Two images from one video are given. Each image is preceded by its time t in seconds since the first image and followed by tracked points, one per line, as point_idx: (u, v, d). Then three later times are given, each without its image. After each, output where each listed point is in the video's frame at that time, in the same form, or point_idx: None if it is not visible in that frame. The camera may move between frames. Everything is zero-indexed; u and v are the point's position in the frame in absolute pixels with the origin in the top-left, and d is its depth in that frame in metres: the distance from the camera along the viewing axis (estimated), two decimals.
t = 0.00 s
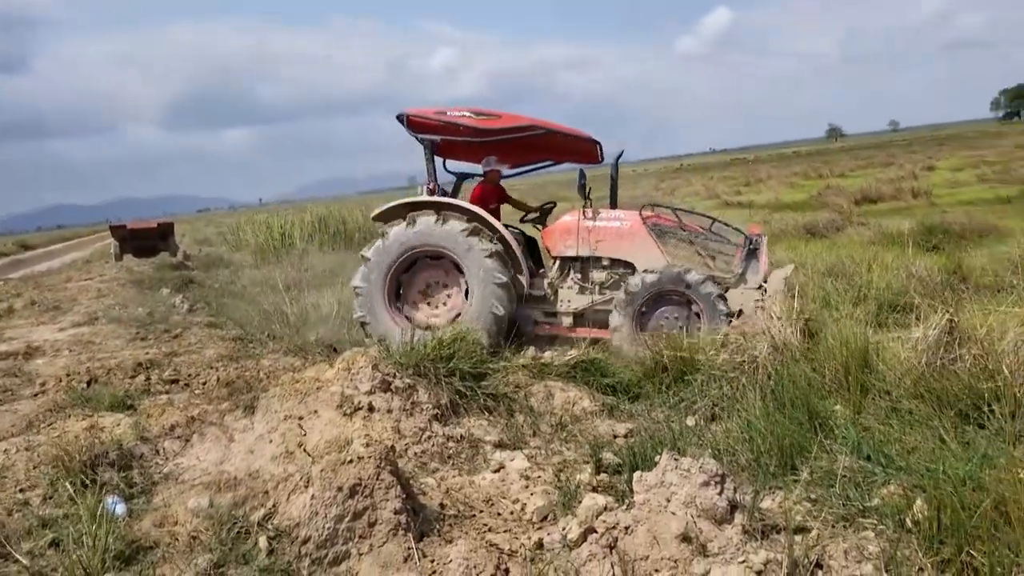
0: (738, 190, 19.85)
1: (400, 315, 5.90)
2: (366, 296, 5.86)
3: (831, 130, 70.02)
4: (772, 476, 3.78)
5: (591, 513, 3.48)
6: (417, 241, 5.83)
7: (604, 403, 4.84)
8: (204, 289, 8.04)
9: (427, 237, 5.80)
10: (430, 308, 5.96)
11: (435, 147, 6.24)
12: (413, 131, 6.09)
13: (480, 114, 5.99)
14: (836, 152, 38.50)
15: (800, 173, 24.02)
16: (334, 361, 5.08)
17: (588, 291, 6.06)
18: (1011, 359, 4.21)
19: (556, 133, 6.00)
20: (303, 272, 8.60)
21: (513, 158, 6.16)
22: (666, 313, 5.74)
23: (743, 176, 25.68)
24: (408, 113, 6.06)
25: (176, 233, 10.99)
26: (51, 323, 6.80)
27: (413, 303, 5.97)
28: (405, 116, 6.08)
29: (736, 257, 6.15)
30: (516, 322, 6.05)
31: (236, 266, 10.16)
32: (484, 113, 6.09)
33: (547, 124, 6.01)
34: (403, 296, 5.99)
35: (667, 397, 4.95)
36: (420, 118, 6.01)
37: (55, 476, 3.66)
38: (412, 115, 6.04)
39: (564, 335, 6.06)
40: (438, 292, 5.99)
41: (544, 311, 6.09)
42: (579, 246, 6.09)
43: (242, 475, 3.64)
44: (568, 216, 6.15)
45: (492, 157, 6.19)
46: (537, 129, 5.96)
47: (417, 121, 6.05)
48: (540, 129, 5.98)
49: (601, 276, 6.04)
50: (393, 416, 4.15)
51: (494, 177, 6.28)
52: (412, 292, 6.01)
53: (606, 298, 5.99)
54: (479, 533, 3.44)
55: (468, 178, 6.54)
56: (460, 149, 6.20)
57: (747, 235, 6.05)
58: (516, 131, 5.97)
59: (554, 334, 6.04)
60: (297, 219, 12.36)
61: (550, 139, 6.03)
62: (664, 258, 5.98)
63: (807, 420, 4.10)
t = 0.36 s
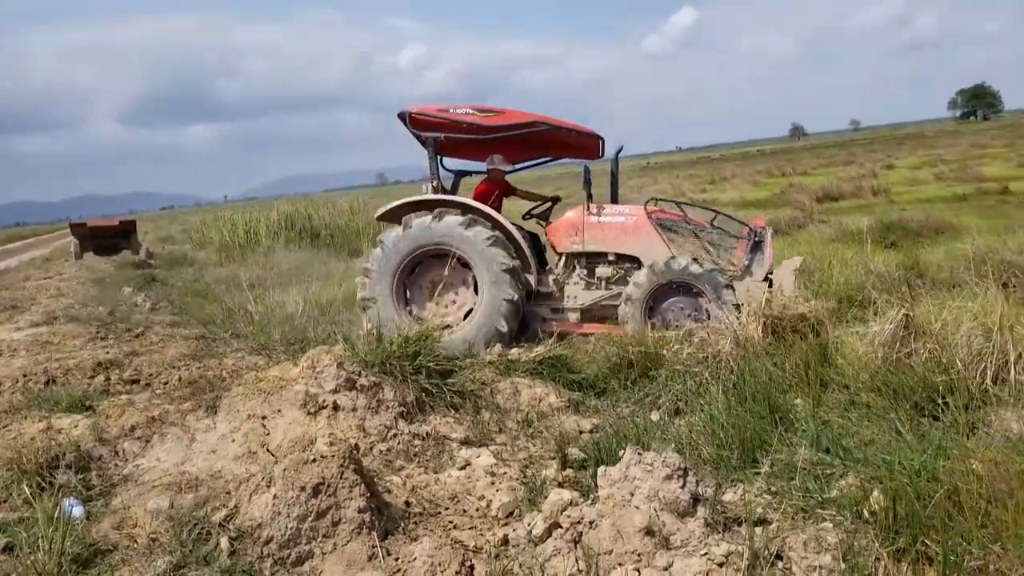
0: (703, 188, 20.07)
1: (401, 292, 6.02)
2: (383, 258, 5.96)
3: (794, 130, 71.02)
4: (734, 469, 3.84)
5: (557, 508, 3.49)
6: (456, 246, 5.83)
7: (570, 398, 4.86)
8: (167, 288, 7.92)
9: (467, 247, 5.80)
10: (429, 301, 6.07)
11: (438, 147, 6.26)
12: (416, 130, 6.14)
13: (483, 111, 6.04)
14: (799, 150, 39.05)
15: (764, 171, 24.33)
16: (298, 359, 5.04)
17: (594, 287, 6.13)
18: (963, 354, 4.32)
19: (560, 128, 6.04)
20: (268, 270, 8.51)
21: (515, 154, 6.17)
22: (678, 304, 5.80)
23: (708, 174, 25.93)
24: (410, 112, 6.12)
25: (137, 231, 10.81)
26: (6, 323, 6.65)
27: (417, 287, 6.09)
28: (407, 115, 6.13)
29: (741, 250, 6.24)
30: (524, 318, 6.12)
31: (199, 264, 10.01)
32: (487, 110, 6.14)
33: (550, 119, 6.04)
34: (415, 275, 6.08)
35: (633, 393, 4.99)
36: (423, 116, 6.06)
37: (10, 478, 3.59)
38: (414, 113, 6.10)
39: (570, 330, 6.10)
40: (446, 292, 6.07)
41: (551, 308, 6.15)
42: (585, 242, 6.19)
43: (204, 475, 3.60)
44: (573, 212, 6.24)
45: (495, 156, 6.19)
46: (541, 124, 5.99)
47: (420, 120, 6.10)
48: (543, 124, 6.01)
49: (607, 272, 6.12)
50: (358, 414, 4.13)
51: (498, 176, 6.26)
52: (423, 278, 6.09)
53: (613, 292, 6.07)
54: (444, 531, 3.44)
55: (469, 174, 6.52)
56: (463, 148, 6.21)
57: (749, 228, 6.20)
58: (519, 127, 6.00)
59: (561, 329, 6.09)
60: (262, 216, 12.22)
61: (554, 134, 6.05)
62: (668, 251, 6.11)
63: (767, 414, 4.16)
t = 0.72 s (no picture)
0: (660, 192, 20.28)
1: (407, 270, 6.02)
2: (412, 234, 5.91)
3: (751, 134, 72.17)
4: (686, 470, 3.88)
5: (510, 509, 3.47)
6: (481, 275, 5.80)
7: (526, 400, 4.85)
8: (114, 288, 7.72)
9: (488, 278, 5.77)
10: (423, 291, 6.09)
11: (439, 146, 6.21)
12: (416, 128, 6.06)
13: (486, 111, 5.99)
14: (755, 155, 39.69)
15: (720, 175, 24.66)
16: (250, 361, 4.96)
17: (592, 291, 6.17)
18: (909, 354, 4.40)
19: (562, 129, 6.00)
20: (220, 271, 8.35)
21: (515, 155, 6.19)
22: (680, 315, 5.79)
23: (665, 178, 26.20)
24: (410, 111, 6.03)
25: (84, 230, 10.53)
26: None
27: (421, 274, 6.08)
28: (407, 113, 6.05)
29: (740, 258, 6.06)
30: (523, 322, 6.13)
31: (149, 264, 9.79)
32: (488, 109, 6.08)
33: (552, 120, 6.00)
34: (429, 264, 6.07)
35: (588, 394, 5.00)
36: (424, 115, 5.98)
37: None
38: (414, 113, 6.02)
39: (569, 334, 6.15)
40: (443, 296, 6.10)
41: (552, 311, 6.19)
42: (584, 246, 6.15)
43: (149, 480, 3.51)
44: (573, 215, 6.21)
45: (494, 156, 6.22)
46: (544, 126, 5.96)
47: (420, 119, 6.02)
48: (546, 125, 5.98)
49: (606, 277, 6.10)
50: (309, 418, 4.08)
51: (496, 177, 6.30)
52: (433, 270, 6.09)
53: (612, 297, 6.12)
54: (396, 535, 3.40)
55: (463, 175, 6.50)
56: (464, 147, 6.17)
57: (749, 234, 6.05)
58: (522, 128, 5.97)
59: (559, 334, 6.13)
60: (215, 216, 12.00)
61: (556, 136, 6.02)
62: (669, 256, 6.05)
63: (719, 414, 4.21)
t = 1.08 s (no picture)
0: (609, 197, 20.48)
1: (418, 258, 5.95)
2: (440, 236, 5.79)
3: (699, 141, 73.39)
4: (627, 472, 3.91)
5: (451, 514, 3.46)
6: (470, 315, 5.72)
7: (470, 404, 4.84)
8: (46, 288, 7.48)
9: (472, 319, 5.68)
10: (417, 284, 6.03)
11: (428, 151, 6.14)
12: (406, 132, 5.99)
13: (477, 117, 5.95)
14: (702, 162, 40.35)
15: (668, 181, 25.02)
16: (187, 364, 4.85)
17: (580, 299, 6.06)
18: (844, 358, 4.51)
19: (553, 138, 5.99)
20: (159, 271, 8.15)
21: (504, 162, 6.15)
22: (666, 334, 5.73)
23: (614, 183, 26.47)
24: (399, 114, 5.95)
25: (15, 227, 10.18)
26: None
27: (426, 271, 6.01)
28: (396, 116, 5.96)
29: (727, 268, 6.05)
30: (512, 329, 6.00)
31: (84, 263, 9.51)
32: (479, 114, 6.04)
33: (543, 128, 5.98)
34: (440, 267, 5.98)
35: (533, 398, 5.01)
36: (413, 119, 5.91)
37: None
38: (404, 116, 5.93)
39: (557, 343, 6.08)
40: (429, 301, 6.04)
41: (538, 319, 6.06)
42: (572, 254, 6.07)
43: (78, 487, 3.40)
44: (561, 222, 6.14)
45: (487, 162, 6.18)
46: (536, 133, 5.94)
47: (409, 122, 5.95)
48: (536, 133, 5.96)
49: (593, 285, 6.02)
50: (247, 423, 4.00)
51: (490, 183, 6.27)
52: (440, 278, 6.01)
53: (599, 305, 5.97)
54: (335, 541, 3.36)
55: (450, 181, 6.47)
56: (454, 153, 6.12)
57: (735, 245, 6.08)
58: (513, 135, 5.95)
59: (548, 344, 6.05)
60: (155, 214, 11.72)
61: (547, 144, 6.01)
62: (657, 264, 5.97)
63: (661, 416, 4.26)
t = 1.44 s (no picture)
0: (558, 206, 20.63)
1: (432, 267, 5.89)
2: (460, 268, 5.73)
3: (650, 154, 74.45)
4: (564, 478, 3.94)
5: (385, 519, 3.44)
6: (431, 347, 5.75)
7: (410, 409, 4.82)
8: None
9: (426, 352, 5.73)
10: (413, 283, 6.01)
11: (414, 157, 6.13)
12: (391, 135, 6.00)
13: (463, 123, 5.95)
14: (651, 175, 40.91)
15: (617, 192, 25.32)
16: (117, 363, 4.72)
17: (562, 307, 6.10)
18: (777, 369, 4.61)
19: (538, 147, 5.97)
20: (92, 267, 7.93)
21: (488, 169, 6.12)
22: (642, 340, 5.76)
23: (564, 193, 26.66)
24: (385, 117, 5.96)
25: None
26: None
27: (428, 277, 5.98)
28: (382, 120, 5.98)
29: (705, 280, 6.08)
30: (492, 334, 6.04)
31: (13, 257, 9.18)
32: (465, 121, 6.04)
33: (529, 137, 5.96)
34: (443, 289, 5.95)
35: (474, 403, 5.01)
36: (399, 122, 5.92)
37: None
38: (389, 119, 5.94)
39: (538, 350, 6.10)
40: (411, 305, 6.04)
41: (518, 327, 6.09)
42: (555, 263, 6.08)
43: None
44: (544, 230, 6.11)
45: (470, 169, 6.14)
46: (521, 142, 5.92)
47: (395, 126, 5.96)
48: (522, 142, 5.94)
49: (576, 294, 6.07)
50: (178, 423, 3.92)
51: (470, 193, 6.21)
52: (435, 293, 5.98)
53: (581, 314, 6.03)
54: (265, 545, 3.31)
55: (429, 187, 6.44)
56: (439, 160, 6.10)
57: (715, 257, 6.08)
58: (498, 142, 5.94)
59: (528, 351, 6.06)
60: (91, 209, 11.39)
61: (533, 154, 5.98)
62: (639, 276, 6.02)
63: (599, 423, 4.30)
